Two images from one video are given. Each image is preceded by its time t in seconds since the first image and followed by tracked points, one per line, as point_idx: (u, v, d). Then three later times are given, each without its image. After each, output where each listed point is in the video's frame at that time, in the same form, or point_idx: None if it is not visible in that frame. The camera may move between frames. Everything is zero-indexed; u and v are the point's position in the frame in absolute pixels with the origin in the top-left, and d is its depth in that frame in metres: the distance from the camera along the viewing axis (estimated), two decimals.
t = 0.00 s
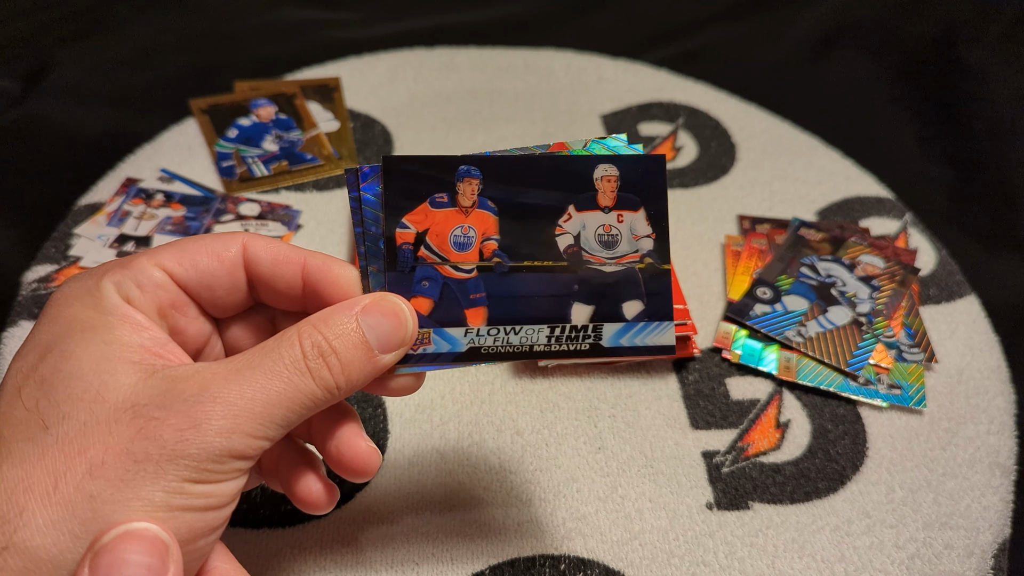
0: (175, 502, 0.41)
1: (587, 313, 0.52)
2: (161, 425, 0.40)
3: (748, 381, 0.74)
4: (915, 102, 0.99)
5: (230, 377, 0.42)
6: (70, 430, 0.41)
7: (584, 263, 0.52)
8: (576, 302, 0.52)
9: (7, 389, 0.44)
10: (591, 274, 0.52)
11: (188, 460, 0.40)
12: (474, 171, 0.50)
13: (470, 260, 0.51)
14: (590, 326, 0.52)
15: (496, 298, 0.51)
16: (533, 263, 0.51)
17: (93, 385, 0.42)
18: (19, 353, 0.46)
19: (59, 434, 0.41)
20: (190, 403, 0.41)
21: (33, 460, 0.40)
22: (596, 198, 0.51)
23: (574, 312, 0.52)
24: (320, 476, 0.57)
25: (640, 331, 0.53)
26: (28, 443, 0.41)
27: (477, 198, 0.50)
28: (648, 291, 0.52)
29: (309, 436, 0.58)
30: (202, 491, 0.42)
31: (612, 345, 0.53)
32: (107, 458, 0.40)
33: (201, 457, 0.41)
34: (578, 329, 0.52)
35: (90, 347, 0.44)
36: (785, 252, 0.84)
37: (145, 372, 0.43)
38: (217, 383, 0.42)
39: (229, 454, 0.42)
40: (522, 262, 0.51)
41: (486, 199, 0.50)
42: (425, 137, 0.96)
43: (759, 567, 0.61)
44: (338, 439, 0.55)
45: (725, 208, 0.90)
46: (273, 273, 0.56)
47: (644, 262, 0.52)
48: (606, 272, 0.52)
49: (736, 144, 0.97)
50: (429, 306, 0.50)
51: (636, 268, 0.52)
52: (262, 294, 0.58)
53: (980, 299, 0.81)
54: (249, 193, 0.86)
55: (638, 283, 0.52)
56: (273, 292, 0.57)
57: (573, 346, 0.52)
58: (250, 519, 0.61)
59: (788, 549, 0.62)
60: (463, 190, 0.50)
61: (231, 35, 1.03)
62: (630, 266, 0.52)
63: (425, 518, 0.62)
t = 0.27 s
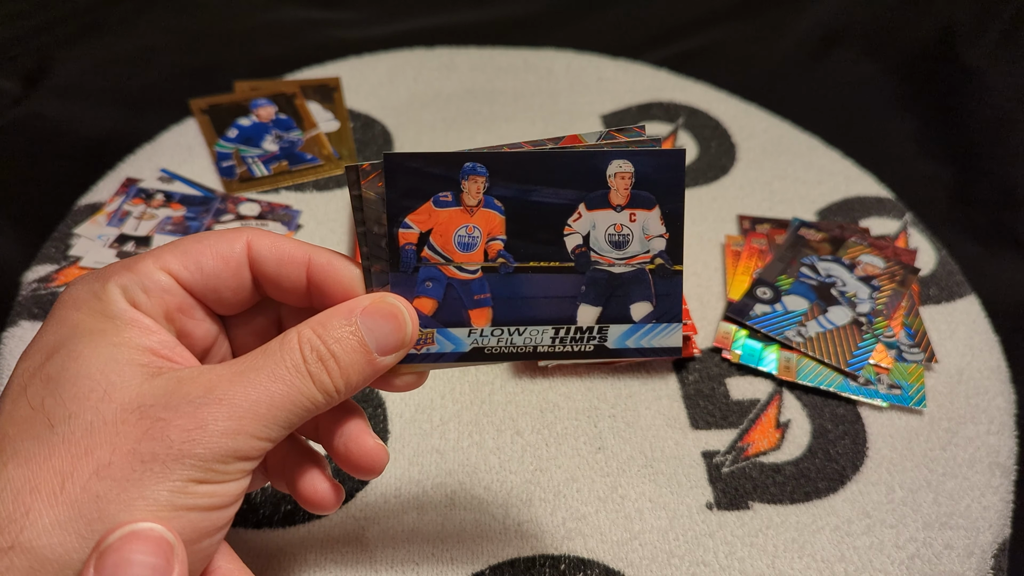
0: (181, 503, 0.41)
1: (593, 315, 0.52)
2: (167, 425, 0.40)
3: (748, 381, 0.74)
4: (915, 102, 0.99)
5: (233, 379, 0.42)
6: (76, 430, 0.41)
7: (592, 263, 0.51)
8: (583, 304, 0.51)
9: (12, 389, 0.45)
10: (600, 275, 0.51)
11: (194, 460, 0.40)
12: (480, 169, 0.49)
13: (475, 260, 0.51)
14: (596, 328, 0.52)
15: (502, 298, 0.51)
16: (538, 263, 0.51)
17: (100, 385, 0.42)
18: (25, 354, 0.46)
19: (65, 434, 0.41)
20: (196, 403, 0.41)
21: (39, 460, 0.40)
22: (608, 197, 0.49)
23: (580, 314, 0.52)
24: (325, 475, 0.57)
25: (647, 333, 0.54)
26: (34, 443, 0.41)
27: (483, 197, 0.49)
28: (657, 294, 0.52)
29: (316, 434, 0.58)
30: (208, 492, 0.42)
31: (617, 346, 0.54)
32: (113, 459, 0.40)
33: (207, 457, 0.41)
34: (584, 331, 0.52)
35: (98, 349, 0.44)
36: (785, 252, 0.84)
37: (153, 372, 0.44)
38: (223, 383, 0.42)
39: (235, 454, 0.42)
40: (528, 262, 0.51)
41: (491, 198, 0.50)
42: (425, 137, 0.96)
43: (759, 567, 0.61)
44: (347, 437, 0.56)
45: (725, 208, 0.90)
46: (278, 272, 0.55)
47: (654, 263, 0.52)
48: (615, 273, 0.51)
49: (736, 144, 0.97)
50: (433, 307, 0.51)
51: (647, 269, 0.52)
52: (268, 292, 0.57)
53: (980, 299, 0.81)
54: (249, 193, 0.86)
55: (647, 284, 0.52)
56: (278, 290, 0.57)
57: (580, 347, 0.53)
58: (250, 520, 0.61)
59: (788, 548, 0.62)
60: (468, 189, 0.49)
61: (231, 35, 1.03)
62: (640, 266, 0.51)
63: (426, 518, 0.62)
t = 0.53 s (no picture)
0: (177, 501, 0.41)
1: (588, 313, 0.52)
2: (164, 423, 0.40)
3: (748, 381, 0.74)
4: (915, 101, 0.99)
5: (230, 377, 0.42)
6: (72, 429, 0.41)
7: (589, 259, 0.52)
8: (578, 301, 0.51)
9: (9, 387, 0.45)
10: (595, 271, 0.51)
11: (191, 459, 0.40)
12: (477, 165, 0.50)
13: (471, 254, 0.51)
14: (591, 325, 0.52)
15: (497, 294, 0.51)
16: (533, 259, 0.51)
17: (96, 383, 0.42)
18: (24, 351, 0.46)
19: (61, 433, 0.41)
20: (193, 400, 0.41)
21: (35, 459, 0.40)
22: (603, 194, 0.51)
23: (574, 310, 0.52)
24: (317, 478, 0.56)
25: (642, 332, 0.53)
26: (29, 442, 0.41)
27: (479, 193, 0.50)
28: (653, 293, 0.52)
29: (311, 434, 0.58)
30: (203, 490, 0.42)
31: (613, 345, 0.53)
32: (109, 458, 0.40)
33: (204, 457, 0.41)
34: (579, 329, 0.52)
35: (95, 346, 0.44)
36: (785, 252, 0.84)
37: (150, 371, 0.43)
38: (219, 382, 0.42)
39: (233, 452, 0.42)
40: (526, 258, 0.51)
41: (488, 193, 0.50)
42: (425, 136, 0.96)
43: (759, 567, 0.61)
44: (340, 439, 0.55)
45: (725, 208, 0.90)
46: (276, 265, 0.56)
47: (649, 260, 0.52)
48: (610, 270, 0.51)
49: (736, 143, 0.97)
50: (427, 301, 0.50)
51: (642, 267, 0.52)
52: (265, 286, 0.58)
53: (980, 299, 0.81)
54: (249, 193, 0.86)
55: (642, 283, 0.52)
56: (275, 284, 0.57)
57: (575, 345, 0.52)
58: (250, 520, 0.61)
59: (787, 548, 0.62)
60: (464, 184, 0.50)
61: (231, 35, 1.03)
62: (635, 264, 0.52)
63: (425, 518, 0.62)
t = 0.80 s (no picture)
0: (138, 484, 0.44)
1: (571, 311, 0.52)
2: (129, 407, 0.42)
3: (748, 381, 0.74)
4: (916, 102, 0.99)
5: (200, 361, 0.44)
6: (36, 407, 0.43)
7: (574, 258, 0.52)
8: (561, 299, 0.52)
9: None
10: (579, 270, 0.52)
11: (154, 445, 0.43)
12: (464, 156, 0.50)
13: (454, 248, 0.51)
14: (573, 325, 0.52)
15: (479, 289, 0.51)
16: (517, 254, 0.51)
17: (63, 361, 0.44)
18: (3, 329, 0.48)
19: (25, 410, 0.43)
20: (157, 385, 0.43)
21: None
22: (591, 190, 0.51)
23: (557, 309, 0.52)
24: (291, 467, 0.58)
25: (625, 334, 0.53)
26: None
27: (465, 183, 0.50)
28: (638, 293, 0.53)
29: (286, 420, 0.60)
30: (165, 473, 0.45)
31: (594, 347, 0.53)
32: (70, 438, 0.42)
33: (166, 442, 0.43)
34: (561, 328, 0.52)
35: (64, 325, 0.46)
36: (785, 252, 0.84)
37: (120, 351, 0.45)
38: (183, 367, 0.43)
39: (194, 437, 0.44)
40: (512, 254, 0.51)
41: (474, 185, 0.50)
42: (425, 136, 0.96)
43: (759, 567, 0.61)
44: (312, 427, 0.58)
45: (725, 208, 0.90)
46: (257, 250, 0.57)
47: (635, 261, 0.52)
48: (595, 269, 0.52)
49: (736, 144, 0.97)
50: (407, 292, 0.51)
51: (627, 267, 0.52)
52: (245, 272, 0.58)
53: (980, 299, 0.81)
54: (249, 193, 0.86)
55: (627, 282, 0.53)
56: (257, 271, 0.58)
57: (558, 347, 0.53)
58: (250, 520, 0.61)
59: (788, 549, 0.62)
60: (451, 175, 0.50)
61: (231, 35, 1.03)
62: (621, 264, 0.52)
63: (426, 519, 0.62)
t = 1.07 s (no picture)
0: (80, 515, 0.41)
1: (558, 367, 0.49)
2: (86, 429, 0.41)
3: (748, 381, 0.74)
4: (915, 101, 0.99)
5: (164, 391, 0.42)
6: None
7: (566, 312, 0.49)
8: (548, 353, 0.49)
9: None
10: (568, 324, 0.49)
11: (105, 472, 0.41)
12: (457, 201, 0.48)
13: (440, 293, 0.49)
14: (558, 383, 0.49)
15: (463, 336, 0.49)
16: (507, 304, 0.49)
17: (26, 382, 0.43)
18: None
19: None
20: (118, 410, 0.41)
21: None
22: (587, 244, 0.48)
23: (544, 363, 0.49)
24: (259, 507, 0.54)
25: (614, 396, 0.49)
26: None
27: (457, 230, 0.48)
28: (629, 354, 0.50)
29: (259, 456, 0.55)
30: (111, 506, 0.43)
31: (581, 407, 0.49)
32: (19, 460, 0.41)
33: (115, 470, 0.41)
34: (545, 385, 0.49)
35: (31, 344, 0.45)
36: (785, 252, 0.84)
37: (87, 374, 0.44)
38: (144, 394, 0.42)
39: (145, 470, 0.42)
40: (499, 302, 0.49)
41: (466, 231, 0.48)
42: (425, 136, 0.96)
43: (759, 567, 0.61)
44: (281, 465, 0.52)
45: (725, 208, 0.90)
46: (243, 283, 0.56)
47: (627, 319, 0.50)
48: (585, 325, 0.49)
49: (736, 143, 0.97)
50: (388, 336, 0.50)
51: (619, 326, 0.50)
52: (230, 303, 0.58)
53: (980, 299, 0.81)
54: (249, 193, 0.86)
55: (619, 343, 0.50)
56: (241, 303, 0.57)
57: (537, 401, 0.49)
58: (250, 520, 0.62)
59: (788, 549, 0.62)
60: (443, 220, 0.48)
61: (231, 35, 1.03)
62: (612, 322, 0.50)
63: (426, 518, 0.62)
